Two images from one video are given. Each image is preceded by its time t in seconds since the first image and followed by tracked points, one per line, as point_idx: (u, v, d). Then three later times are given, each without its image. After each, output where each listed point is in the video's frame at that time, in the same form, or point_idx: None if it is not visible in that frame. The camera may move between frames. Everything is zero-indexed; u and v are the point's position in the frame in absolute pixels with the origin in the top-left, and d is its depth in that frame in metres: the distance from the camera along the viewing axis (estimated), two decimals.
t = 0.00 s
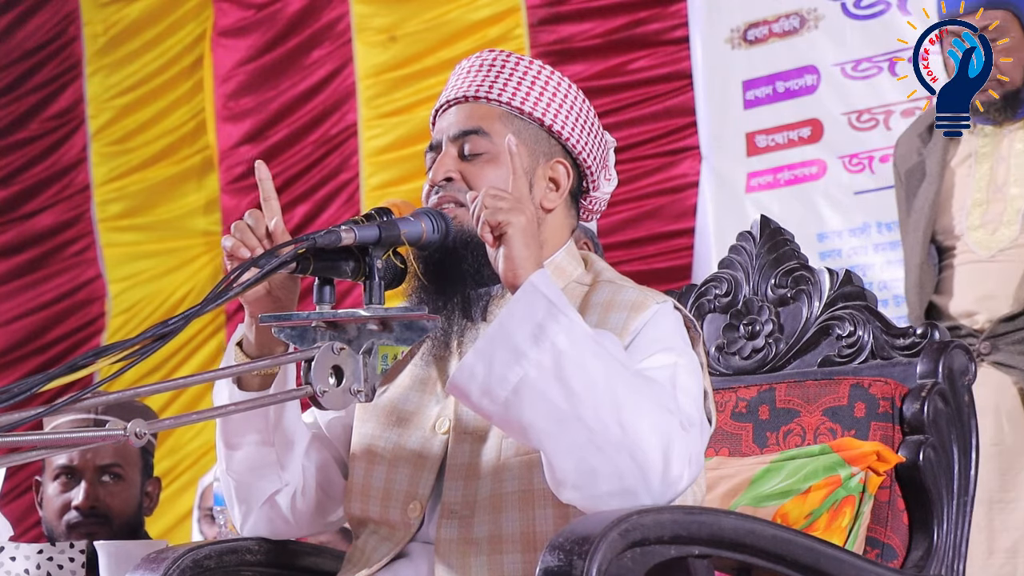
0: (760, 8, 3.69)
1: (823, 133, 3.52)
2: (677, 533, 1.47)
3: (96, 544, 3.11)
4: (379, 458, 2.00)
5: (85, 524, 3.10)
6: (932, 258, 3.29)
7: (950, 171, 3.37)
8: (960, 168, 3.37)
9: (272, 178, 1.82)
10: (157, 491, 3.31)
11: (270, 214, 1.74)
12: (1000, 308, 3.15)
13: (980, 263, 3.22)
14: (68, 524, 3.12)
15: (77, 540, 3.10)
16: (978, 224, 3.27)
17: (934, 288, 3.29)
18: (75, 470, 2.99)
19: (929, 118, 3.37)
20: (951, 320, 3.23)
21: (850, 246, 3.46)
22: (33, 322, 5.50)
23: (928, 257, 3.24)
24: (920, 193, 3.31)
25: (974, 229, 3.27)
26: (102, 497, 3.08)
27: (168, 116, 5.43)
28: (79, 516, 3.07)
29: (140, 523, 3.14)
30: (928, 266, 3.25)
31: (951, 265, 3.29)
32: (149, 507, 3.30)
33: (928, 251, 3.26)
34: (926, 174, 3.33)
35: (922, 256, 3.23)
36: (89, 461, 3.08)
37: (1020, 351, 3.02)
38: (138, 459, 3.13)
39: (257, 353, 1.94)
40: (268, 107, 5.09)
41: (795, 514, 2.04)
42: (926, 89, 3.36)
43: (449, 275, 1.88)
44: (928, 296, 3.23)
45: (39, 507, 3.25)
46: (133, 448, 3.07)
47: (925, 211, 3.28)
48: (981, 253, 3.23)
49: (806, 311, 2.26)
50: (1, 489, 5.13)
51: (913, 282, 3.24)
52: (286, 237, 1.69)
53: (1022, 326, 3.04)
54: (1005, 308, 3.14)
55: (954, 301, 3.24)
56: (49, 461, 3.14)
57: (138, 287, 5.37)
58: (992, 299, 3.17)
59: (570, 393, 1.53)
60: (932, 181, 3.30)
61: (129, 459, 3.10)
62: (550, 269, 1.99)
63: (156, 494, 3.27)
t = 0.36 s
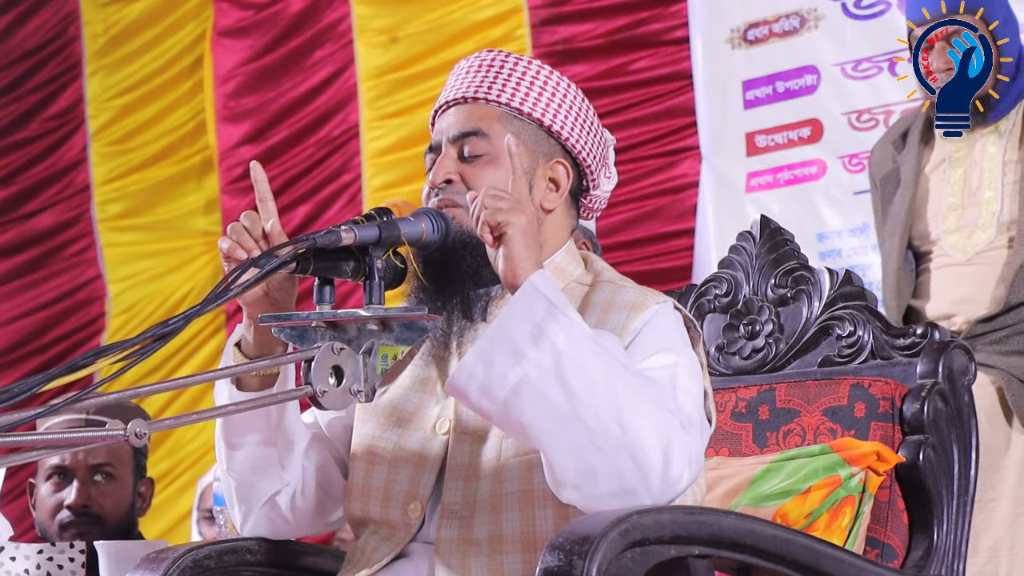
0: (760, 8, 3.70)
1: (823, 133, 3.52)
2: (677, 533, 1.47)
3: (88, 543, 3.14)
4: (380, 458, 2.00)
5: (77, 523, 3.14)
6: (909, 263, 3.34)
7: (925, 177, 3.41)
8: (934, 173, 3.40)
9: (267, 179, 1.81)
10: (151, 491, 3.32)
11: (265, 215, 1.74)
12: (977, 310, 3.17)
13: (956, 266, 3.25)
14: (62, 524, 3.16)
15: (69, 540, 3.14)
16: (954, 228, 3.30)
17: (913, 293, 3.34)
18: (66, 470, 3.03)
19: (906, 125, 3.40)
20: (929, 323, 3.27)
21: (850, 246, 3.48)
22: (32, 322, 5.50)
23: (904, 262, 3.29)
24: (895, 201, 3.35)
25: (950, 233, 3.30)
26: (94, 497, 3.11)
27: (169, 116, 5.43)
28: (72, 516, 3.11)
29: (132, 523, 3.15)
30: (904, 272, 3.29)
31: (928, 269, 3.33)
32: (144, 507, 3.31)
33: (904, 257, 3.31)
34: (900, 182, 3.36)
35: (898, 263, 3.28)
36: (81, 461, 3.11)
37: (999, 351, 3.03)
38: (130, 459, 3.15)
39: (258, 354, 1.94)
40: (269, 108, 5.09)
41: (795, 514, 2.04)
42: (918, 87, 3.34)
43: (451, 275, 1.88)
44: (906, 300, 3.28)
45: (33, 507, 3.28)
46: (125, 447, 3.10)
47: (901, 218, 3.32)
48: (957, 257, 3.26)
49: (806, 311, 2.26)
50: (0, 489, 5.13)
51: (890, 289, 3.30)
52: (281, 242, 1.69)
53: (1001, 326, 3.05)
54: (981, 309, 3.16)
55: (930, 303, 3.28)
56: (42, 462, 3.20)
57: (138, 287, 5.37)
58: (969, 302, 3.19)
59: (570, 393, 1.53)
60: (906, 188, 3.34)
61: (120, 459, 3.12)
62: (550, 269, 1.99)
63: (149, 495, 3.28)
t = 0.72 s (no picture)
0: (760, 8, 3.70)
1: (823, 133, 3.52)
2: (677, 533, 1.47)
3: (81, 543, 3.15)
4: (380, 458, 2.00)
5: (70, 523, 3.14)
6: (904, 261, 3.31)
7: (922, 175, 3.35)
8: (931, 171, 3.34)
9: (277, 178, 1.82)
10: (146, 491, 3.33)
11: (274, 214, 1.74)
12: (963, 308, 3.12)
13: (947, 264, 3.20)
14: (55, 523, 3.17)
15: (62, 539, 3.16)
16: (947, 226, 3.25)
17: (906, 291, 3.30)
18: (60, 469, 3.02)
19: (909, 125, 3.37)
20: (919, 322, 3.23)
21: (849, 246, 3.47)
22: (32, 322, 5.50)
23: (898, 260, 3.27)
24: (892, 199, 3.32)
25: (942, 231, 3.26)
26: (86, 496, 3.12)
27: (168, 116, 5.43)
28: (65, 515, 3.11)
29: (125, 524, 3.14)
30: (898, 269, 3.27)
31: (920, 267, 3.29)
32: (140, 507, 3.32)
33: (898, 255, 3.29)
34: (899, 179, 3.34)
35: (891, 259, 3.27)
36: (74, 461, 3.10)
37: (986, 351, 2.98)
38: (124, 460, 3.15)
39: (259, 354, 1.94)
40: (269, 108, 5.09)
41: (795, 514, 2.04)
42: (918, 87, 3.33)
43: (452, 275, 1.88)
44: (898, 298, 3.26)
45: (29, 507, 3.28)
46: (118, 449, 3.09)
47: (896, 215, 3.29)
48: (947, 254, 3.22)
49: (806, 311, 2.26)
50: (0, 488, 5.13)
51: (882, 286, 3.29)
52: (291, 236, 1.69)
53: (985, 326, 3.02)
54: (968, 307, 3.11)
55: (922, 303, 3.23)
56: (36, 462, 3.21)
57: (138, 287, 5.37)
58: (958, 300, 3.15)
59: (570, 393, 1.53)
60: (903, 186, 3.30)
61: (113, 459, 3.13)
62: (550, 270, 2.00)
63: (144, 495, 3.29)
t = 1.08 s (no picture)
0: (760, 8, 3.70)
1: (823, 133, 3.52)
2: (677, 533, 1.47)
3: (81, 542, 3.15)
4: (381, 458, 2.00)
5: (71, 522, 3.14)
6: (923, 253, 3.33)
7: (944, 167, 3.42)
8: (953, 163, 3.42)
9: (272, 179, 1.82)
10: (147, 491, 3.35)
11: (270, 216, 1.74)
12: (979, 303, 3.19)
13: (965, 259, 3.27)
14: (55, 523, 3.17)
15: (62, 538, 3.14)
16: (967, 220, 3.33)
17: (924, 285, 3.33)
18: (63, 469, 3.03)
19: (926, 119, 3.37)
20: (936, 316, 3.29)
21: (850, 246, 3.46)
22: (32, 322, 5.50)
23: (917, 251, 3.29)
24: (914, 189, 3.34)
25: (962, 224, 3.33)
26: (88, 496, 3.13)
27: (169, 116, 5.43)
28: (66, 515, 3.11)
29: (127, 522, 3.19)
30: (917, 261, 3.29)
31: (940, 261, 3.34)
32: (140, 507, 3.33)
33: (918, 247, 3.31)
34: (921, 170, 3.36)
35: (911, 250, 3.28)
36: (76, 460, 3.12)
37: (1002, 348, 3.01)
38: (125, 458, 3.20)
39: (258, 354, 1.94)
40: (269, 108, 5.10)
41: (795, 514, 2.04)
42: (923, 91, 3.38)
43: (453, 275, 1.89)
44: (917, 292, 3.28)
45: (30, 507, 3.29)
46: (121, 446, 3.15)
47: (918, 206, 3.32)
48: (965, 248, 3.29)
49: (806, 311, 2.26)
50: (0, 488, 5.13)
51: (901, 277, 3.30)
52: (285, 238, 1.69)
53: (1003, 322, 3.05)
54: (984, 302, 3.19)
55: (940, 297, 3.29)
56: (37, 462, 3.19)
57: (138, 287, 5.37)
58: (974, 295, 3.22)
59: (570, 393, 1.53)
60: (926, 177, 3.34)
61: (116, 458, 3.17)
62: (550, 270, 2.00)
63: (145, 495, 3.31)
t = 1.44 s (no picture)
0: (760, 8, 3.70)
1: (823, 133, 3.52)
2: (677, 533, 1.47)
3: (87, 542, 3.16)
4: (382, 458, 2.00)
5: (77, 522, 3.15)
6: (949, 251, 3.31)
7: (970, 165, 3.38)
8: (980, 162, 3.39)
9: (284, 177, 1.81)
10: (152, 491, 3.36)
11: (278, 214, 1.74)
12: (1008, 302, 3.17)
13: (993, 257, 3.25)
14: (62, 522, 3.18)
15: (68, 538, 3.15)
16: (994, 219, 3.29)
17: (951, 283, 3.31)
18: (70, 469, 3.05)
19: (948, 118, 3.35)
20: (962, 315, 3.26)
21: (850, 246, 3.45)
22: (32, 323, 5.50)
23: (944, 249, 3.26)
24: (940, 187, 3.30)
25: (990, 223, 3.30)
26: (95, 496, 3.14)
27: (169, 116, 5.43)
28: (72, 514, 3.13)
29: (133, 521, 3.20)
30: (943, 260, 3.27)
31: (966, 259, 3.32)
32: (145, 507, 3.34)
33: (944, 245, 3.28)
34: (947, 168, 3.32)
35: (937, 249, 3.25)
36: (83, 460, 3.13)
37: None
38: (132, 459, 3.20)
39: (263, 352, 1.94)
40: (269, 108, 5.09)
41: (795, 514, 2.04)
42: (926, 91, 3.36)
43: (453, 274, 1.88)
44: (943, 290, 3.25)
45: (34, 507, 3.28)
46: (128, 445, 3.15)
47: (944, 204, 3.28)
48: (993, 247, 3.26)
49: (806, 311, 2.26)
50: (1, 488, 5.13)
51: (927, 276, 3.26)
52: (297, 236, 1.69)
53: None
54: (1013, 302, 3.16)
55: (966, 295, 3.26)
56: (44, 461, 3.20)
57: (138, 287, 5.37)
58: (1002, 292, 3.20)
59: (570, 393, 1.54)
60: (953, 175, 3.31)
61: (123, 458, 3.18)
62: (551, 269, 2.00)
63: (151, 495, 3.31)
